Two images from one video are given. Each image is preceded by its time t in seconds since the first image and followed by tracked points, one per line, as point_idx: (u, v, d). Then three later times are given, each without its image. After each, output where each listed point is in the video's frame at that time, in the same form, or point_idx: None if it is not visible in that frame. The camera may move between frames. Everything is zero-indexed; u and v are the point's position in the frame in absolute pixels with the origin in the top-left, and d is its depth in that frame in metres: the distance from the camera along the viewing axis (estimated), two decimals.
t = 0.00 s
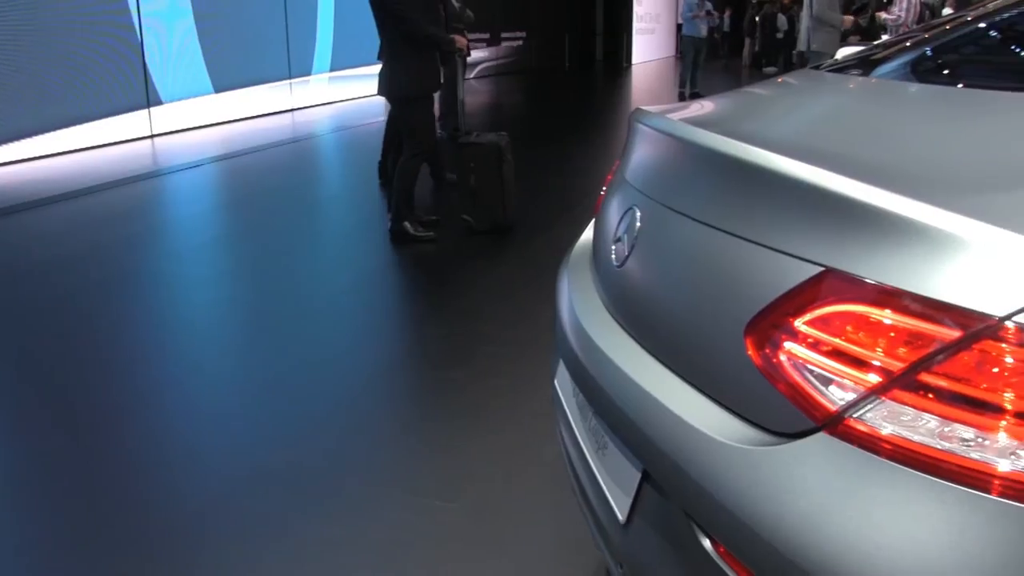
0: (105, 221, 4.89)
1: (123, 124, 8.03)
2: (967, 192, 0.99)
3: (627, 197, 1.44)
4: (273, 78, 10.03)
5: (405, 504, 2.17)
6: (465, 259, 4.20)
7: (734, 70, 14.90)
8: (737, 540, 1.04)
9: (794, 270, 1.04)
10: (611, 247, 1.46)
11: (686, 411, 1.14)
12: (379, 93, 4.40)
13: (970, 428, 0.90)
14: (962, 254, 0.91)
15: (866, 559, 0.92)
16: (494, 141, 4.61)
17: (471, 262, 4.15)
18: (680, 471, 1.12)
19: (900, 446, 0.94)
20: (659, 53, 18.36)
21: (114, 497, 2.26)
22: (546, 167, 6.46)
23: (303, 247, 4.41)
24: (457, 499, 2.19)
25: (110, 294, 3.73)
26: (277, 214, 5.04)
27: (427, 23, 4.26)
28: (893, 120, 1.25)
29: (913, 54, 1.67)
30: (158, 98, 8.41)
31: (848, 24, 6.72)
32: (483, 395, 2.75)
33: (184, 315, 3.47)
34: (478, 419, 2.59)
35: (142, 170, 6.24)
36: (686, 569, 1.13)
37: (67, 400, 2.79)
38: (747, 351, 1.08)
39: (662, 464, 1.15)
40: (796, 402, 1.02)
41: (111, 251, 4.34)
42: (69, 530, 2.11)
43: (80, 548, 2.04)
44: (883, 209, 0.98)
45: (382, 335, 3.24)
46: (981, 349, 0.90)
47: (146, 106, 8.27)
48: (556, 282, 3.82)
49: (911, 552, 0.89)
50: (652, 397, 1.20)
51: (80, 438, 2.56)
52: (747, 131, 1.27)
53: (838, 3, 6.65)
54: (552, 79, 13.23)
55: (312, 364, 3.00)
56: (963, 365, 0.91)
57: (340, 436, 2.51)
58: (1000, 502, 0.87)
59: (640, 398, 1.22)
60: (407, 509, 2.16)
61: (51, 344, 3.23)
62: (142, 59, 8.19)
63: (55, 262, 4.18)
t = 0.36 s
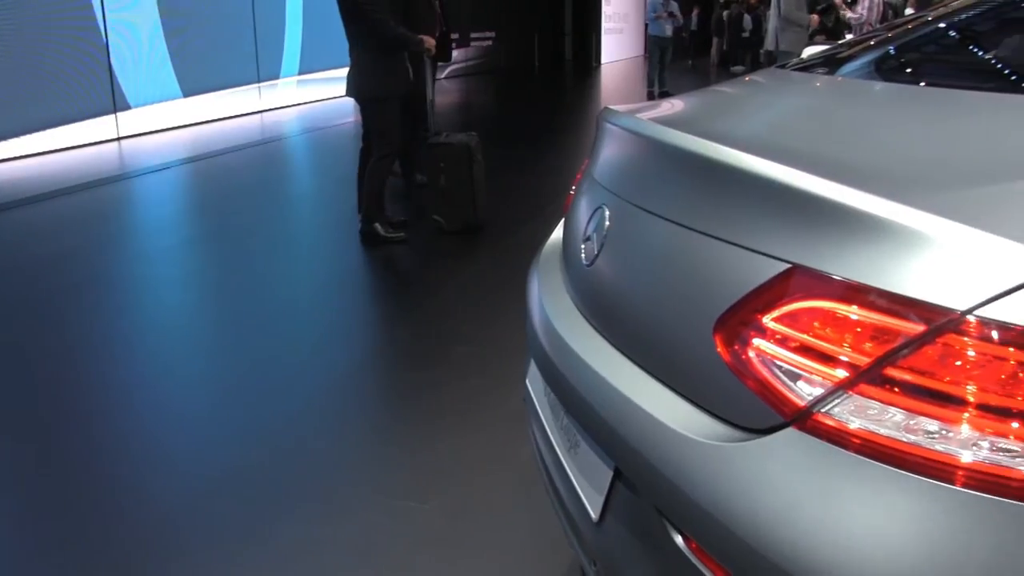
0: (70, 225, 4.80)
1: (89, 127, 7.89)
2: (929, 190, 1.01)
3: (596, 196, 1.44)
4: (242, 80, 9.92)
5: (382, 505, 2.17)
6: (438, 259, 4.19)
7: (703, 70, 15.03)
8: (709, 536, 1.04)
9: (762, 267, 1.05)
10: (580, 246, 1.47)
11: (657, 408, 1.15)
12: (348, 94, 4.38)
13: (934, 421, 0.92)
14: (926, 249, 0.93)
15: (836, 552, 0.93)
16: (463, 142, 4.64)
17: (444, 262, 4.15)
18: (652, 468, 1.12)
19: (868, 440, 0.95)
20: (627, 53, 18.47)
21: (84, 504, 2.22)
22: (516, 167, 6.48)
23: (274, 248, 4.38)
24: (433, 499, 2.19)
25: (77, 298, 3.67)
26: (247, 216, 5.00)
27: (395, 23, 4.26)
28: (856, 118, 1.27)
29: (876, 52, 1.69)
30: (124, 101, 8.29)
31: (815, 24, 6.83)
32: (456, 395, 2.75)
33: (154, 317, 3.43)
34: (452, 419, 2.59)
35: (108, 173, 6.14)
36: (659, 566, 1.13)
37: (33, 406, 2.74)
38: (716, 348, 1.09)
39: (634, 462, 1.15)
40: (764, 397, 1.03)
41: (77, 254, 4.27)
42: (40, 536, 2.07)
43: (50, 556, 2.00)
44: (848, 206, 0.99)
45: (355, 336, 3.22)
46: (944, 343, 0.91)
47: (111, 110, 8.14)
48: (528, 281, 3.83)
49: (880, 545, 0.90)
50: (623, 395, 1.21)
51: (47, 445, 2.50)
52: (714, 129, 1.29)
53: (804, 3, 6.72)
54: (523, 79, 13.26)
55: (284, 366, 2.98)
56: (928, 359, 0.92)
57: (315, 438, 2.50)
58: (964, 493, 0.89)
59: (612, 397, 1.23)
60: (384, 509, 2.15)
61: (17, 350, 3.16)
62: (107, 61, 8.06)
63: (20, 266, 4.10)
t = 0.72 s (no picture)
0: (33, 228, 4.71)
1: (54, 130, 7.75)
2: (891, 188, 1.02)
3: (564, 195, 1.45)
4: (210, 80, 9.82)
5: (357, 506, 2.16)
6: (411, 261, 4.18)
7: (673, 70, 15.10)
8: (681, 532, 1.05)
9: (730, 265, 1.06)
10: (550, 246, 1.47)
11: (627, 407, 1.15)
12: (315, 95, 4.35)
13: (900, 415, 0.93)
14: (891, 246, 0.94)
15: (806, 545, 0.94)
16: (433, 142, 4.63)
17: (418, 263, 4.14)
18: (623, 466, 1.13)
19: (836, 435, 0.96)
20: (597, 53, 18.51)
21: (51, 511, 2.18)
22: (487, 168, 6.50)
23: (246, 251, 4.34)
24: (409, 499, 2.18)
25: (43, 302, 3.60)
26: (217, 218, 4.94)
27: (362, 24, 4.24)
28: (820, 116, 1.28)
29: (840, 51, 1.71)
30: (89, 104, 8.16)
31: (784, 24, 6.90)
32: (430, 396, 2.74)
33: (123, 320, 3.39)
34: (427, 420, 2.58)
35: (73, 176, 6.04)
36: (632, 563, 1.14)
37: None
38: (685, 346, 1.10)
39: (605, 460, 1.16)
40: (733, 394, 1.03)
41: (42, 258, 4.19)
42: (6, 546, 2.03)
43: (16, 566, 1.96)
44: (814, 204, 1.00)
45: (326, 338, 3.20)
46: (909, 337, 0.93)
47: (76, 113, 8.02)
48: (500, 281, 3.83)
49: (849, 537, 0.91)
50: (594, 393, 1.21)
51: (13, 452, 2.46)
52: (681, 128, 1.29)
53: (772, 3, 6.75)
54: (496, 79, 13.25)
55: (257, 368, 2.96)
56: (892, 353, 0.94)
57: (288, 440, 2.48)
58: (930, 485, 0.90)
59: (582, 395, 1.23)
60: (359, 510, 2.14)
61: None
62: (71, 65, 7.94)
63: None
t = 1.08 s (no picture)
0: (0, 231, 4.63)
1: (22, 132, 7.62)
2: (859, 186, 1.03)
3: (537, 195, 1.45)
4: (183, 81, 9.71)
5: (333, 508, 2.15)
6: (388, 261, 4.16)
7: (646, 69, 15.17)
8: (656, 529, 1.05)
9: (702, 263, 1.06)
10: (523, 245, 1.47)
11: (602, 405, 1.15)
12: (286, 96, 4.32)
13: (871, 411, 0.94)
14: (862, 243, 0.95)
15: (780, 540, 0.94)
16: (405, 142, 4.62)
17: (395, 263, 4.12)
18: (598, 464, 1.13)
19: (809, 432, 0.97)
20: (570, 53, 18.56)
21: (21, 518, 2.14)
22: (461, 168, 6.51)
23: (221, 252, 4.30)
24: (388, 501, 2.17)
25: (11, 306, 3.54)
26: (190, 220, 4.89)
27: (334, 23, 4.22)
28: (791, 114, 1.29)
29: (811, 50, 1.72)
30: (58, 105, 8.04)
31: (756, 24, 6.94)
32: (408, 396, 2.73)
33: (96, 323, 3.34)
34: (403, 421, 2.57)
35: (41, 179, 5.94)
36: (608, 561, 1.14)
37: None
38: (658, 345, 1.10)
39: (580, 458, 1.16)
40: (707, 392, 1.04)
41: (10, 261, 4.11)
42: None
43: None
44: (785, 202, 1.01)
45: (301, 340, 3.18)
46: (879, 334, 0.94)
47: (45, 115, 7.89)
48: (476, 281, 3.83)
49: (822, 532, 0.92)
50: (567, 391, 1.21)
51: None
52: (653, 127, 1.30)
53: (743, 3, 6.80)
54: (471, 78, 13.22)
55: (233, 370, 2.93)
56: (863, 350, 0.94)
57: (266, 443, 2.46)
58: (902, 479, 0.91)
59: (556, 394, 1.23)
60: (335, 512, 2.13)
61: None
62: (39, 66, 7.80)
63: None
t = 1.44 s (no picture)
0: None
1: None
2: (831, 183, 1.04)
3: (513, 195, 1.45)
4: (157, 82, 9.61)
5: (312, 510, 2.14)
6: (368, 262, 4.15)
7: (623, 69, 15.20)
8: (634, 526, 1.06)
9: (678, 262, 1.07)
10: (499, 245, 1.47)
11: (580, 404, 1.16)
12: (260, 96, 4.36)
13: (846, 406, 0.95)
14: (837, 240, 0.96)
15: (757, 535, 0.95)
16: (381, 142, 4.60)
17: (374, 264, 4.11)
18: (576, 463, 1.13)
19: (785, 428, 0.97)
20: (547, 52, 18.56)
21: None
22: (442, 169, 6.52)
23: (198, 254, 4.26)
24: (369, 502, 2.16)
25: None
26: (165, 222, 4.84)
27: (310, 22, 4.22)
28: (764, 112, 1.30)
29: (785, 49, 1.74)
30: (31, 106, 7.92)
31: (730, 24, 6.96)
32: (387, 397, 2.72)
33: (70, 326, 3.30)
34: (382, 422, 2.56)
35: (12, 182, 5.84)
36: (586, 559, 1.14)
37: None
38: (635, 343, 1.10)
39: (558, 457, 1.16)
40: (683, 389, 1.04)
41: None
42: None
43: None
44: (761, 200, 1.02)
45: (279, 342, 3.16)
46: (853, 330, 0.95)
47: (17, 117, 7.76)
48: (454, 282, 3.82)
49: (798, 526, 0.93)
50: (545, 390, 1.21)
51: None
52: (628, 126, 1.30)
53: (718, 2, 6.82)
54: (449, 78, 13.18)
55: (211, 372, 2.91)
56: (837, 346, 0.95)
57: (245, 445, 2.44)
58: (876, 474, 0.92)
59: (534, 393, 1.23)
60: (314, 514, 2.12)
61: None
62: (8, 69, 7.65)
63: None
